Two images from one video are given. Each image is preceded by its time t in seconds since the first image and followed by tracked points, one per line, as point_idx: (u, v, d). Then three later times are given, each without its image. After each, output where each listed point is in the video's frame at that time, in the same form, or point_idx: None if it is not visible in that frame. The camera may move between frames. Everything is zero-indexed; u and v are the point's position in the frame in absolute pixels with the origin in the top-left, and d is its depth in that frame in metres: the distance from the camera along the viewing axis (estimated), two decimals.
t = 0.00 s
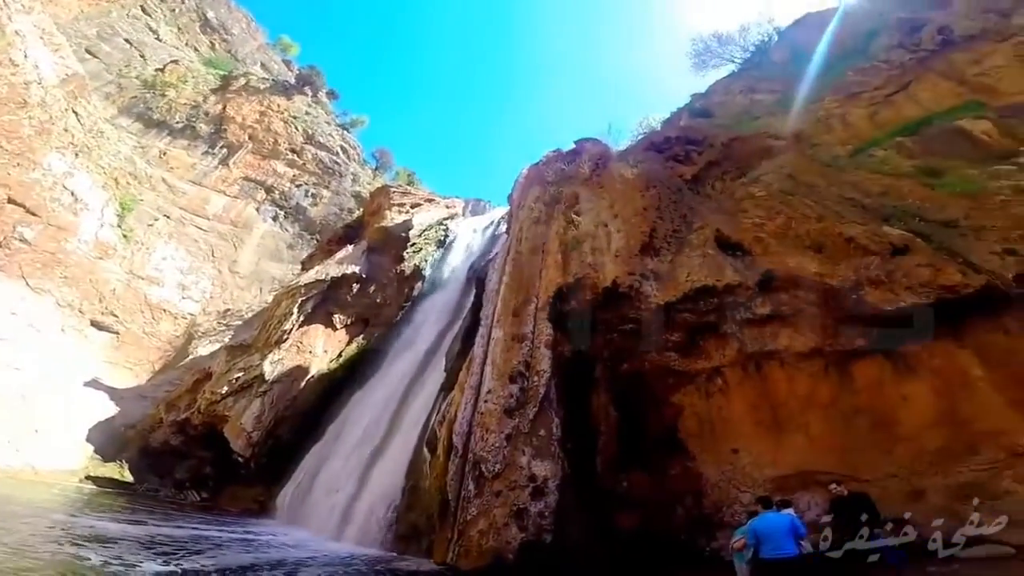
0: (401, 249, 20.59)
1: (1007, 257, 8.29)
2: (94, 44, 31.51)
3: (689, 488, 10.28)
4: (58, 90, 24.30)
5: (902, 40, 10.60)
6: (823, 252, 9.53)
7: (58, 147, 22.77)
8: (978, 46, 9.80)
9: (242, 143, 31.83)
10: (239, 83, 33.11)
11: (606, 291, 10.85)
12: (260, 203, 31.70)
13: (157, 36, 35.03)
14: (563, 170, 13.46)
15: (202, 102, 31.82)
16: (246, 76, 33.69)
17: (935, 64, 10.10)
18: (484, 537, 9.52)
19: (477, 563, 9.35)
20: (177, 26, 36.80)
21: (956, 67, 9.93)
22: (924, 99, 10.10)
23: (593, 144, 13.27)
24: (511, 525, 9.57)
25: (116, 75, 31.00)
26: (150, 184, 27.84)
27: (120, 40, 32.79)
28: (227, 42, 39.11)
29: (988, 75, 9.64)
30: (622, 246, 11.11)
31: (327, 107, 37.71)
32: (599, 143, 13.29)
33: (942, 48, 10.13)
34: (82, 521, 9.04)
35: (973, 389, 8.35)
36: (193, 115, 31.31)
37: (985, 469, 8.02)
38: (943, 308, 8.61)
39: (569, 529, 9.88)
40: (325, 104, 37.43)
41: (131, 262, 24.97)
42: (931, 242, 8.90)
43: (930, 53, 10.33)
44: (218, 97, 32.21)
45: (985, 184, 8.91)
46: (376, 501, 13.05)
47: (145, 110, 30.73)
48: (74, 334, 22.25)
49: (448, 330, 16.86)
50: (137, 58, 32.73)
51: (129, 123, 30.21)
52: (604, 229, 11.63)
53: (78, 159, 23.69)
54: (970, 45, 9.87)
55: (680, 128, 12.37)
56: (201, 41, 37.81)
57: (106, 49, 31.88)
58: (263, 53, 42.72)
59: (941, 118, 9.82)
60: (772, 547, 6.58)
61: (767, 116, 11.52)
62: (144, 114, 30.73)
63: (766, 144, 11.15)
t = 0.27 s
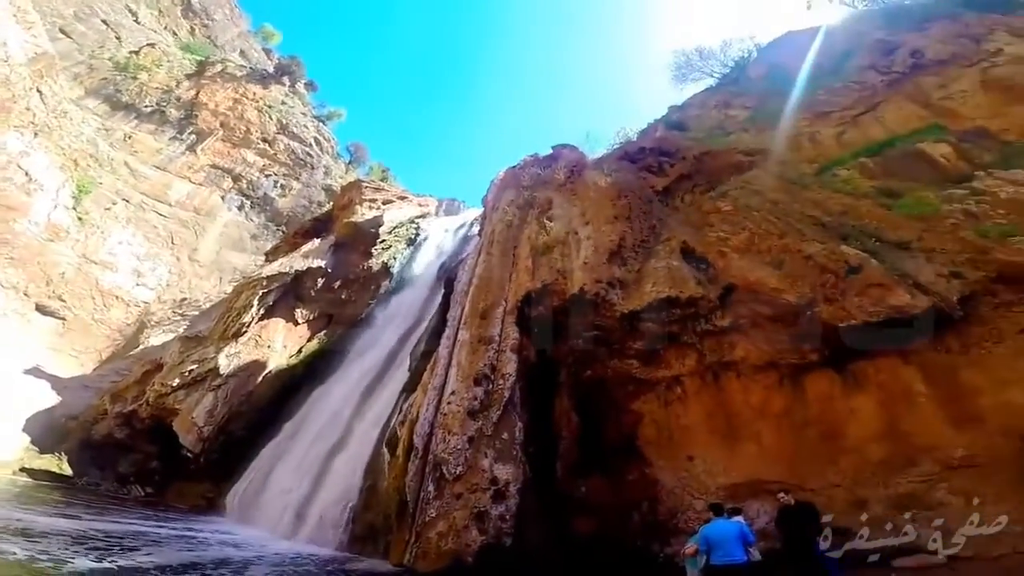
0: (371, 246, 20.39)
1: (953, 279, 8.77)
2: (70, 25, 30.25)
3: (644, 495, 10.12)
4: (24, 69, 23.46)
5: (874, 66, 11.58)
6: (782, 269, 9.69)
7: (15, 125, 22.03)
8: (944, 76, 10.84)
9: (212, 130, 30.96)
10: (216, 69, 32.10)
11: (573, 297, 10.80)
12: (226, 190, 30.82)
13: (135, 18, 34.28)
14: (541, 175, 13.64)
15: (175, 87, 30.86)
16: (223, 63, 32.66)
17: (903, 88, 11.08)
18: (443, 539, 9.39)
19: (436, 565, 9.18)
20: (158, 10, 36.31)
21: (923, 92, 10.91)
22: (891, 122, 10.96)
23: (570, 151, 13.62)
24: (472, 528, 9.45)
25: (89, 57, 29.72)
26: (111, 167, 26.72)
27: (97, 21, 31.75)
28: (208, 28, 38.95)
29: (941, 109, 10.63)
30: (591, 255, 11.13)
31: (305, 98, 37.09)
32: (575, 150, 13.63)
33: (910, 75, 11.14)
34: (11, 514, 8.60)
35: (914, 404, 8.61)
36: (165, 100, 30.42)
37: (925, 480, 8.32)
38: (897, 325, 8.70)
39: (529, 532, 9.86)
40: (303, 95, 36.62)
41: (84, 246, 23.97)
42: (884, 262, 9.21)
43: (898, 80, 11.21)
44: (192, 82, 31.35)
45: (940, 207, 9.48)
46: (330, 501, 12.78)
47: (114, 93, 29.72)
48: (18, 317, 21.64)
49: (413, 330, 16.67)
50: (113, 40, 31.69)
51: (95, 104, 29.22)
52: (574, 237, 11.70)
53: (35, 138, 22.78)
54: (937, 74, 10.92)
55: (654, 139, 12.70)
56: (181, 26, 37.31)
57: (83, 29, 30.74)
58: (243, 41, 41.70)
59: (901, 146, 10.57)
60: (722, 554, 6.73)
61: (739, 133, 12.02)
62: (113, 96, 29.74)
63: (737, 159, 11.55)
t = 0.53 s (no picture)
0: (337, 239, 19.82)
1: (900, 301, 8.90)
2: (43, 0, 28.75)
3: (602, 499, 10.01)
4: None
5: (847, 88, 12.69)
6: (742, 285, 9.89)
7: None
8: (911, 100, 11.81)
9: (182, 115, 29.78)
10: (194, 54, 30.75)
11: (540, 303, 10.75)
12: (190, 176, 29.76)
13: None
14: (517, 180, 13.86)
15: (148, 71, 29.27)
16: (201, 48, 31.29)
17: (873, 110, 12.03)
18: (398, 542, 9.08)
19: (391, 565, 8.90)
20: None
21: (890, 116, 11.81)
22: (856, 143, 11.75)
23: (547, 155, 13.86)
24: (428, 530, 9.11)
25: (62, 35, 28.39)
26: (71, 150, 25.39)
27: None
28: (188, 10, 37.85)
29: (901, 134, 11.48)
30: (559, 261, 11.20)
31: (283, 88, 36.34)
32: (552, 157, 13.96)
33: (880, 97, 12.17)
34: None
35: (858, 419, 8.69)
36: (136, 81, 28.90)
37: (865, 492, 8.30)
38: (846, 342, 8.94)
39: (488, 536, 9.65)
40: (280, 85, 35.61)
41: (33, 226, 22.84)
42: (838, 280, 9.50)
43: (868, 102, 12.19)
44: (166, 66, 29.86)
45: (893, 229, 9.93)
46: (281, 500, 12.43)
47: (84, 73, 28.18)
48: None
49: (375, 329, 16.47)
50: (90, 19, 30.37)
51: (62, 84, 27.62)
52: (544, 244, 11.80)
53: None
54: (904, 97, 11.90)
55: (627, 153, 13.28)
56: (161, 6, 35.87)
57: (59, 7, 29.34)
58: (225, 27, 40.47)
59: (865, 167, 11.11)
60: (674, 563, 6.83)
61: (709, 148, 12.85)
62: (82, 77, 28.21)
63: (707, 174, 12.12)
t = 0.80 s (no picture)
0: (303, 230, 19.38)
1: (851, 321, 9.22)
2: None
3: (562, 504, 9.91)
4: None
5: (819, 110, 13.64)
6: (704, 299, 10.02)
7: None
8: (878, 124, 12.67)
9: (153, 98, 29.59)
10: (172, 37, 31.11)
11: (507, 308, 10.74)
12: (155, 159, 28.65)
13: None
14: (491, 183, 13.93)
15: (123, 51, 29.65)
16: (182, 32, 31.87)
17: (841, 132, 12.87)
18: (351, 543, 8.83)
19: (342, 567, 8.66)
20: None
21: (857, 139, 12.62)
22: (823, 164, 12.45)
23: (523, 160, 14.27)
24: (383, 532, 8.82)
25: (38, 10, 28.75)
26: (31, 125, 24.89)
27: None
28: None
29: (865, 159, 12.19)
30: (529, 266, 11.27)
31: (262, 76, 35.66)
32: (528, 162, 14.06)
33: (851, 119, 13.05)
34: None
35: (808, 432, 8.79)
36: (108, 61, 28.89)
37: (811, 502, 8.31)
38: (802, 355, 9.08)
39: (445, 540, 9.28)
40: (260, 73, 35.28)
41: None
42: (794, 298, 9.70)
43: (838, 123, 13.05)
44: (142, 48, 30.40)
45: (851, 251, 10.35)
46: (229, 496, 12.03)
47: (56, 49, 28.02)
48: None
49: (337, 326, 16.21)
50: None
51: (31, 60, 27.36)
52: (515, 249, 11.84)
53: None
54: (872, 122, 12.78)
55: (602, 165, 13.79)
56: None
57: None
58: (209, 11, 39.10)
59: (829, 188, 11.65)
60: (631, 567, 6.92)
61: (684, 164, 13.55)
62: (54, 53, 28.02)
63: (677, 188, 12.68)
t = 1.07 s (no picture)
0: (269, 218, 19.13)
1: (806, 338, 9.46)
2: None
3: (520, 509, 9.83)
4: None
5: (791, 130, 14.02)
6: (667, 310, 10.19)
7: None
8: (846, 147, 13.12)
9: (127, 78, 28.23)
10: (156, 18, 29.84)
11: (474, 310, 10.79)
12: (121, 140, 27.19)
13: None
14: (466, 183, 14.01)
15: (102, 30, 27.78)
16: (165, 11, 30.55)
17: (810, 152, 13.27)
18: (300, 540, 8.65)
19: (289, 565, 8.44)
20: None
21: (824, 160, 13.04)
22: (791, 183, 12.88)
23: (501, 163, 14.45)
24: (334, 530, 8.67)
25: None
26: None
27: None
28: None
29: (830, 181, 12.58)
30: (499, 269, 11.36)
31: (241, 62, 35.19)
32: (506, 165, 14.29)
33: (820, 139, 13.48)
34: None
35: (759, 443, 9.03)
36: (86, 39, 27.03)
37: (759, 512, 8.44)
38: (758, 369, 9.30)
39: (398, 539, 9.06)
40: (239, 59, 34.96)
41: None
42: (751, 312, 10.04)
43: (808, 144, 13.47)
44: (122, 27, 28.65)
45: (809, 271, 10.63)
46: (175, 488, 11.64)
47: (30, 24, 25.99)
48: None
49: (299, 318, 16.05)
50: None
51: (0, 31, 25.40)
52: (487, 250, 11.89)
53: None
54: (840, 144, 13.22)
55: (577, 172, 14.07)
56: None
57: None
58: None
59: (793, 208, 12.04)
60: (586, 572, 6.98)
61: (657, 177, 13.95)
62: (27, 28, 25.96)
63: (649, 201, 13.01)
